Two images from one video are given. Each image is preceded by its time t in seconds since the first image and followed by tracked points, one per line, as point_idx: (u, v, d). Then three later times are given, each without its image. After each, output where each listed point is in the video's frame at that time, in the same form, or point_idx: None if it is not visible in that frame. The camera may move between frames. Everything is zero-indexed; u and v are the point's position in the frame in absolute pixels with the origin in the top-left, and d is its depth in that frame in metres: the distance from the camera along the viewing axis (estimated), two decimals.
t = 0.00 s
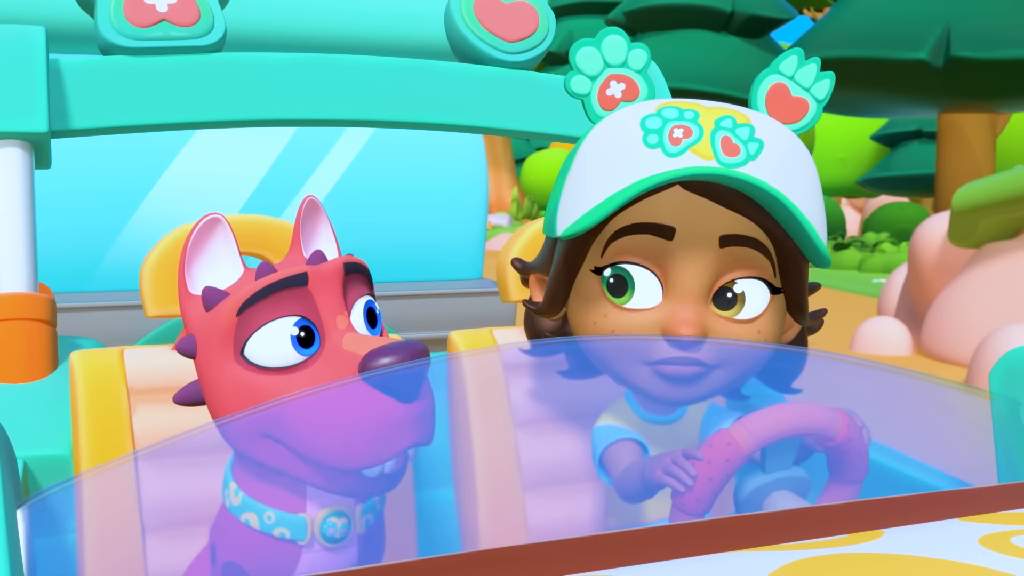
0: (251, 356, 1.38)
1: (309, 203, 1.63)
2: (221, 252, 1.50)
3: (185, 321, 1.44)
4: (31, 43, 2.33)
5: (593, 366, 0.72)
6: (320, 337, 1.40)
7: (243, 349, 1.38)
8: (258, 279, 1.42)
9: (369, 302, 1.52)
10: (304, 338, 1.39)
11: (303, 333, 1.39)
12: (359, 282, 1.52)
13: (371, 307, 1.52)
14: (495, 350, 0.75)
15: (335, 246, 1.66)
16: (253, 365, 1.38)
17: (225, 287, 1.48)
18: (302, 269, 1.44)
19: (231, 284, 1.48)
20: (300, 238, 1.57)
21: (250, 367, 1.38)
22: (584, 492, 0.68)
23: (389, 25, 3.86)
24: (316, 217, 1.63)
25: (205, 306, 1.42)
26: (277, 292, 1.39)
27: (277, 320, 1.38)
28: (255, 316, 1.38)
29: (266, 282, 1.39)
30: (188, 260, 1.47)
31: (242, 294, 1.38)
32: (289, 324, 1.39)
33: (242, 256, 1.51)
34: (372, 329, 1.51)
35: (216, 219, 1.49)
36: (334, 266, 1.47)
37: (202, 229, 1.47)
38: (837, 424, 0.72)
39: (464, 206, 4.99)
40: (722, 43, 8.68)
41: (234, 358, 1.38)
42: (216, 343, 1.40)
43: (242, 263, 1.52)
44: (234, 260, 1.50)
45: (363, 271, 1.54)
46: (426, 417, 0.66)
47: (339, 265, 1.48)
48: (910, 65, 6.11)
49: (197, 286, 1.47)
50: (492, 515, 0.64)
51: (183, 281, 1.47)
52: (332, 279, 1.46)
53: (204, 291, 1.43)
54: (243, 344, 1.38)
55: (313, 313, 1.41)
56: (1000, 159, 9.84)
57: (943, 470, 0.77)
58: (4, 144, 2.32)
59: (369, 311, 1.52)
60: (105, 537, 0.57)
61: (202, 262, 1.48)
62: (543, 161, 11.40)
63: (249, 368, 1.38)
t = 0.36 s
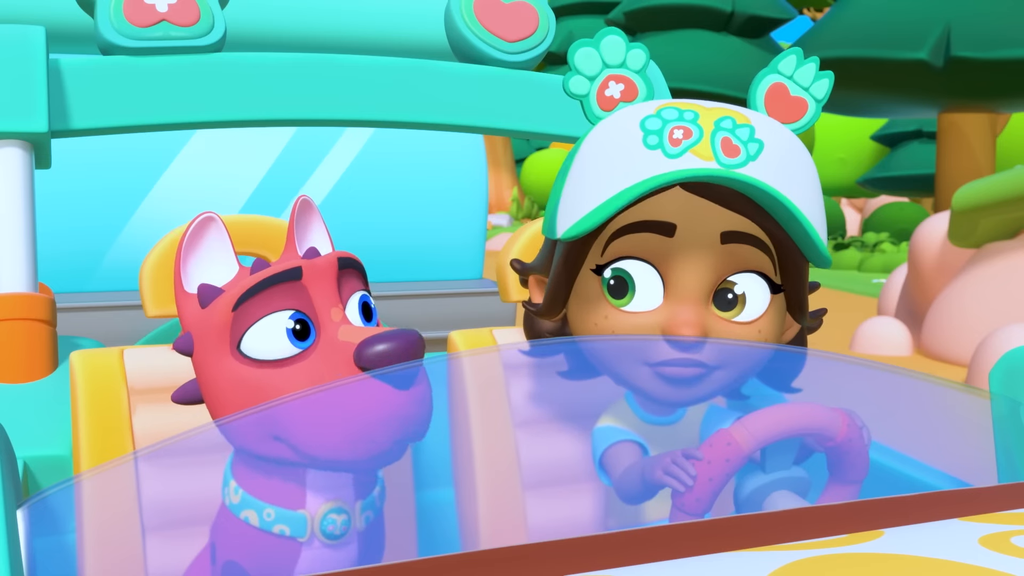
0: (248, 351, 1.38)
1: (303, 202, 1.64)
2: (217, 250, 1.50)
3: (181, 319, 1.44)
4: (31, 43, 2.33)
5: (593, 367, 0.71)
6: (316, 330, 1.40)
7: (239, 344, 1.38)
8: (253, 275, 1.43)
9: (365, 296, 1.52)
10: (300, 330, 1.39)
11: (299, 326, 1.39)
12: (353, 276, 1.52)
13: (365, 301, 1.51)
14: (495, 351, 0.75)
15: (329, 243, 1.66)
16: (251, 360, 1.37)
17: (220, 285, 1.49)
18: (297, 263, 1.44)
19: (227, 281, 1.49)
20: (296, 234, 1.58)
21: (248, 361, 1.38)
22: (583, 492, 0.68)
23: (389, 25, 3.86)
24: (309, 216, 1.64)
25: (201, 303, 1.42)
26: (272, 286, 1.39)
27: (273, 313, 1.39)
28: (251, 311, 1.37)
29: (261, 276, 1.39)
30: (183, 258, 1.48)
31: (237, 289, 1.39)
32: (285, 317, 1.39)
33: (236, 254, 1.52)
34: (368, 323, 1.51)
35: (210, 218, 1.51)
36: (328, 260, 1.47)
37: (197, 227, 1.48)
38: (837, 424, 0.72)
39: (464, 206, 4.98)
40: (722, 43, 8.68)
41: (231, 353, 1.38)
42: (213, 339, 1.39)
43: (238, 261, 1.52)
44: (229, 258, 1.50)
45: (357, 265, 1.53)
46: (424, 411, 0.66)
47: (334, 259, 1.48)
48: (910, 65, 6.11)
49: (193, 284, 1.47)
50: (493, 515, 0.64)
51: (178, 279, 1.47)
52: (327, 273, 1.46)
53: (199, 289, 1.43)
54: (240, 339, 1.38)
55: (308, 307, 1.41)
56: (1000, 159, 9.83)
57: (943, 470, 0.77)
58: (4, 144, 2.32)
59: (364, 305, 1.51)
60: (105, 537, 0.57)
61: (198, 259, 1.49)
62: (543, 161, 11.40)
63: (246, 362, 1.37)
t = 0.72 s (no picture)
0: (248, 352, 1.38)
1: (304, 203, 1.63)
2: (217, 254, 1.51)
3: (182, 321, 1.45)
4: (31, 43, 2.34)
5: (593, 367, 0.71)
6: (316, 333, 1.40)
7: (240, 347, 1.38)
8: (254, 274, 1.43)
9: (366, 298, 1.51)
10: (301, 335, 1.39)
11: (300, 330, 1.39)
12: (353, 273, 1.51)
13: (366, 303, 1.51)
14: (495, 351, 0.75)
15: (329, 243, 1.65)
16: (252, 363, 1.38)
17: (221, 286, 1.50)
18: (298, 263, 1.43)
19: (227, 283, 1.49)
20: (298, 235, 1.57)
21: (248, 365, 1.38)
22: (583, 492, 0.68)
23: (389, 25, 3.86)
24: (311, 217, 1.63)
25: (203, 305, 1.43)
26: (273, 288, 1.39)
27: (274, 316, 1.38)
28: (251, 313, 1.37)
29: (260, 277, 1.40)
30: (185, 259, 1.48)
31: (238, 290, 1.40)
32: (286, 321, 1.38)
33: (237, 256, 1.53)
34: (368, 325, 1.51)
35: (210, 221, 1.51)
36: (330, 259, 1.46)
37: (197, 230, 1.48)
38: (837, 424, 0.72)
39: (464, 206, 4.98)
40: (722, 43, 8.68)
41: (232, 356, 1.39)
42: (214, 340, 1.40)
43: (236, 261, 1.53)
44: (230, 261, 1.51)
45: (357, 262, 1.52)
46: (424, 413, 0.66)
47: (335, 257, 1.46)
48: (910, 65, 6.11)
49: (193, 287, 1.47)
50: (493, 516, 0.64)
51: (178, 281, 1.47)
52: (328, 274, 1.44)
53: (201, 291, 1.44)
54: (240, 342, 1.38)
55: (309, 309, 1.40)
56: (1001, 159, 9.83)
57: (943, 470, 0.77)
58: (4, 144, 2.33)
59: (365, 307, 1.51)
60: (105, 537, 0.57)
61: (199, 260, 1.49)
62: (543, 161, 11.40)
63: (247, 366, 1.38)
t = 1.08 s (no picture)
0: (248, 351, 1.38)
1: (303, 203, 1.64)
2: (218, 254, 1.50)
3: (181, 320, 1.44)
4: (30, 43, 2.34)
5: (593, 367, 0.71)
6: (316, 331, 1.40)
7: (240, 346, 1.38)
8: (254, 275, 1.43)
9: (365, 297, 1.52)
10: (300, 333, 1.39)
11: (299, 328, 1.39)
12: (352, 276, 1.52)
13: (365, 302, 1.51)
14: (495, 351, 0.75)
15: (329, 243, 1.66)
16: (252, 361, 1.38)
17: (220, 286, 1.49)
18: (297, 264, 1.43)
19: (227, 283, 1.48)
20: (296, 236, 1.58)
21: (248, 363, 1.38)
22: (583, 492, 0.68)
23: (389, 25, 3.86)
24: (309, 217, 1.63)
25: (201, 305, 1.42)
26: (271, 287, 1.39)
27: (273, 314, 1.39)
28: (251, 313, 1.37)
29: (260, 278, 1.39)
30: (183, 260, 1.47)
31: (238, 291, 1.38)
32: (285, 319, 1.39)
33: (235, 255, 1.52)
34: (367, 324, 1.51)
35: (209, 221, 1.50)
36: (329, 261, 1.47)
37: (197, 229, 1.47)
38: (837, 424, 0.72)
39: (464, 206, 4.99)
40: (722, 43, 8.68)
41: (231, 355, 1.38)
42: (214, 339, 1.39)
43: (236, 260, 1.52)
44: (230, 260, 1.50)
45: (356, 266, 1.53)
46: (423, 413, 0.66)
47: (334, 260, 1.47)
48: (910, 65, 6.11)
49: (192, 287, 1.47)
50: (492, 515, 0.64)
51: (177, 281, 1.47)
52: (326, 274, 1.45)
53: (199, 291, 1.44)
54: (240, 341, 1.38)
55: (308, 309, 1.41)
56: (1000, 159, 9.83)
57: (943, 470, 0.77)
58: (4, 144, 2.33)
59: (365, 306, 1.51)
60: (105, 537, 0.57)
61: (198, 260, 1.49)
62: (543, 161, 11.40)
63: (247, 364, 1.38)
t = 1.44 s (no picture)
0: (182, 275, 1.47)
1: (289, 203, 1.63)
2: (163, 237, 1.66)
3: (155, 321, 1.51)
4: (30, 43, 2.34)
5: (593, 368, 0.72)
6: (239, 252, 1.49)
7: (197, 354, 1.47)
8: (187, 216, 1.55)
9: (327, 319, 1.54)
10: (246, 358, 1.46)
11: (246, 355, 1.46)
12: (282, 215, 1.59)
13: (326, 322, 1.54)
14: (495, 351, 0.75)
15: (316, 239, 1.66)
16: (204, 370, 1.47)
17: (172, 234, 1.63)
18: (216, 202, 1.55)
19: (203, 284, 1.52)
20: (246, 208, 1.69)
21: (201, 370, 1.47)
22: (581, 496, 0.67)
23: (389, 25, 3.86)
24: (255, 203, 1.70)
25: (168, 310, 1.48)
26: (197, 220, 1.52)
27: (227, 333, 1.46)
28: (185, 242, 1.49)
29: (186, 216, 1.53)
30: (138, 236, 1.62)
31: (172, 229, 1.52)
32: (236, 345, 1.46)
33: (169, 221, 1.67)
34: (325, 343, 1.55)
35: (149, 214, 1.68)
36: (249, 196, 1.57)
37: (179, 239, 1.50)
38: (837, 424, 0.72)
39: (464, 206, 4.99)
40: (722, 43, 8.68)
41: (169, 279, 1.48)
42: (155, 275, 1.50)
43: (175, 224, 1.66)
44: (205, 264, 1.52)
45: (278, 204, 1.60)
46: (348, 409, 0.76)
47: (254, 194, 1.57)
48: (910, 65, 6.11)
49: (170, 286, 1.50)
50: (493, 516, 0.63)
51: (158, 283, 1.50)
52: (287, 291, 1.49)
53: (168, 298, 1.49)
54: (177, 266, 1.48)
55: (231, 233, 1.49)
56: (1001, 159, 9.83)
57: (944, 470, 0.77)
58: (4, 144, 2.33)
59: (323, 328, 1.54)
60: (105, 538, 0.57)
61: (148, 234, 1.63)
62: (543, 161, 11.40)
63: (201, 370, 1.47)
